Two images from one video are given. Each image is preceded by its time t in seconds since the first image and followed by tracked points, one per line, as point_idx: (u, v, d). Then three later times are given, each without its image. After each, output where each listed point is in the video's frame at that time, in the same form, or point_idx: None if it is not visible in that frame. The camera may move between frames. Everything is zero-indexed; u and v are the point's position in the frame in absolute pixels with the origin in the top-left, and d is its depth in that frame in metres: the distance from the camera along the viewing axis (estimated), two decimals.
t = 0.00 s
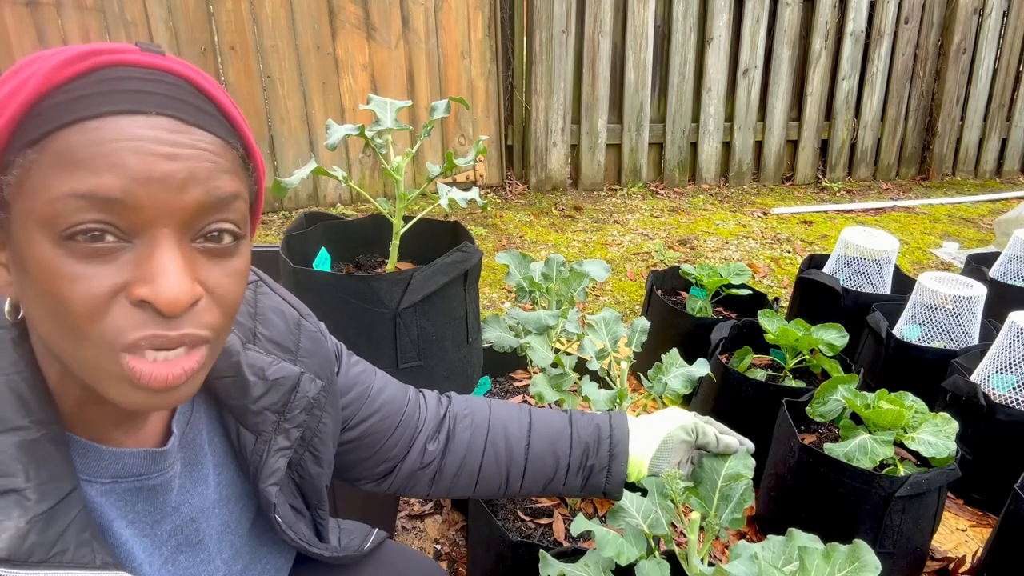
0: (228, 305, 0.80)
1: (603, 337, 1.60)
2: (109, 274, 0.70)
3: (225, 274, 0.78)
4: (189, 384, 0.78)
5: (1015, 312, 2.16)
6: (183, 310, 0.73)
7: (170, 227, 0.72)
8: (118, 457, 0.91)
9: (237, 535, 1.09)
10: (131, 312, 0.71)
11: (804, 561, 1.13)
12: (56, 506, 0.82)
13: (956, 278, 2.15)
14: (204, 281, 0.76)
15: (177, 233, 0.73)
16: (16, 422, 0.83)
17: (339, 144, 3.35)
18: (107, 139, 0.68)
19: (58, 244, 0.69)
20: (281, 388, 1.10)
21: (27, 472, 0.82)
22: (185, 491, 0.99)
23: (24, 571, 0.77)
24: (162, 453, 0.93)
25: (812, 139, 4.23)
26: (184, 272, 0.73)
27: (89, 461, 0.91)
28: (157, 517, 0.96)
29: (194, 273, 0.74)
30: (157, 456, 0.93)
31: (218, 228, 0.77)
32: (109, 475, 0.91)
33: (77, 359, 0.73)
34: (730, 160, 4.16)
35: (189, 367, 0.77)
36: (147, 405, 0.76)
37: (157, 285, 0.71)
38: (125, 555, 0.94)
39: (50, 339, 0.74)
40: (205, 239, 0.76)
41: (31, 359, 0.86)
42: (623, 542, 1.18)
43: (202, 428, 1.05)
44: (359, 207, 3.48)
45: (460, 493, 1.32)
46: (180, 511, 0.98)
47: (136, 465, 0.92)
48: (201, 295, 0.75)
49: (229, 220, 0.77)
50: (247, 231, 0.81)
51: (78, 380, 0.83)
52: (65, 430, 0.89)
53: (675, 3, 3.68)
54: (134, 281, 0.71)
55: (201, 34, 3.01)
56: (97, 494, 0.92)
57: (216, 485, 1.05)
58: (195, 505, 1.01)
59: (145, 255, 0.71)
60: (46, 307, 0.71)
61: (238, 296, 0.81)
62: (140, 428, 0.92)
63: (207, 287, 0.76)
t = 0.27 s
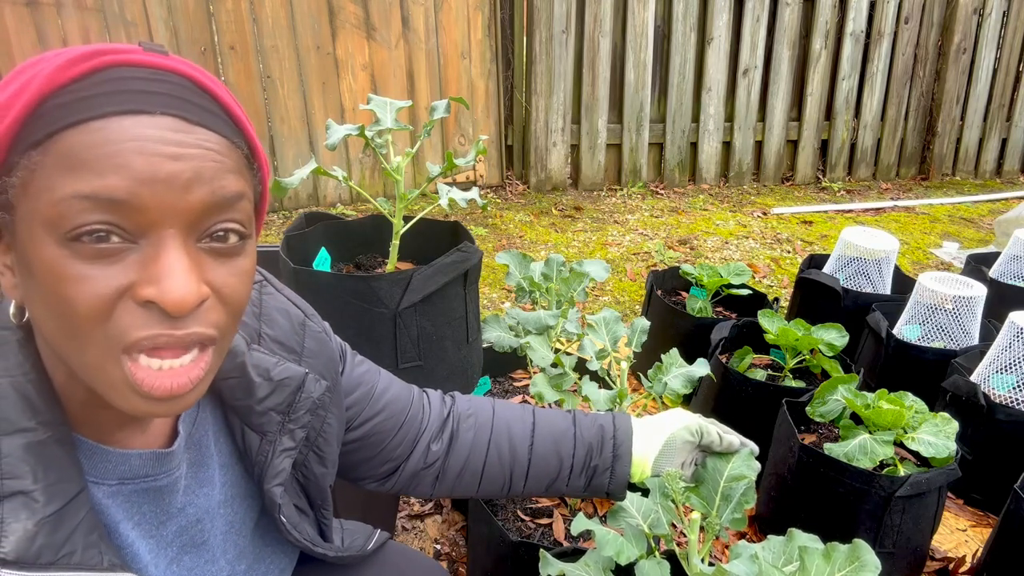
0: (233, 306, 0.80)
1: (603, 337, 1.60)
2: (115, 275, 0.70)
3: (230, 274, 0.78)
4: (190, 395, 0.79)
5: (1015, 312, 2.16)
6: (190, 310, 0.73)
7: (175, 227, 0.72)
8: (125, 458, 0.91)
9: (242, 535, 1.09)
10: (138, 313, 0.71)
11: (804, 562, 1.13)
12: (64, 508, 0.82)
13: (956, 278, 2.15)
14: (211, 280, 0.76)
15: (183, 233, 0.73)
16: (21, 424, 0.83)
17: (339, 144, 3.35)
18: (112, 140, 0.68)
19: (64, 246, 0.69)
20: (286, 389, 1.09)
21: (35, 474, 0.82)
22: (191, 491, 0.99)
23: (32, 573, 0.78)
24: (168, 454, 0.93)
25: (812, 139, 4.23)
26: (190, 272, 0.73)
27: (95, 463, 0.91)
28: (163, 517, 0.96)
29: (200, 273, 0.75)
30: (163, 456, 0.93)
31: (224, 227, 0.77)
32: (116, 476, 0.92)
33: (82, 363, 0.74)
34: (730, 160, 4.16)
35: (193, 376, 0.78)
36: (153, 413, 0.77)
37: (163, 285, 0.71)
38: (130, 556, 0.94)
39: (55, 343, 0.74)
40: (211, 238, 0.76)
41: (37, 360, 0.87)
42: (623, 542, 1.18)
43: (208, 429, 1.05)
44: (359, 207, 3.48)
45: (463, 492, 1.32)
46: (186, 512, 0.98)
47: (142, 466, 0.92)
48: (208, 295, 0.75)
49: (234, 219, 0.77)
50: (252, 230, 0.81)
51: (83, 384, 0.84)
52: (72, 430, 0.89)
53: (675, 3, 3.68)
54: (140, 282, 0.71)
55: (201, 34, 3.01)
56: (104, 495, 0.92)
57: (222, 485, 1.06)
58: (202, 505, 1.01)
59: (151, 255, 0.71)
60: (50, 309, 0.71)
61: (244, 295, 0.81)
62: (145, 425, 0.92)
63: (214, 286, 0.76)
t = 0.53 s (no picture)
0: (238, 313, 0.80)
1: (603, 337, 1.60)
2: (121, 282, 0.70)
3: (236, 282, 0.78)
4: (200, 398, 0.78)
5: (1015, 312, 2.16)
6: (196, 318, 0.72)
7: (183, 233, 0.72)
8: (129, 459, 0.91)
9: (245, 536, 1.09)
10: (143, 320, 0.71)
11: (804, 561, 1.13)
12: (67, 510, 0.82)
13: (956, 278, 2.15)
14: (218, 290, 0.75)
15: (189, 239, 0.73)
16: (25, 426, 0.83)
17: (339, 144, 3.35)
18: (120, 145, 0.68)
19: (70, 251, 0.69)
20: (290, 390, 1.09)
21: (38, 476, 0.81)
22: (195, 492, 0.99)
23: None
24: (172, 455, 0.93)
25: (812, 139, 4.23)
26: (197, 279, 0.73)
27: (99, 465, 0.91)
28: (168, 519, 0.96)
29: (206, 280, 0.74)
30: (167, 458, 0.92)
31: (230, 234, 0.77)
32: (119, 478, 0.91)
33: (89, 371, 0.74)
34: (730, 160, 4.16)
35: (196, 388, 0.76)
36: (158, 421, 0.76)
37: (169, 292, 0.70)
38: (134, 558, 0.94)
39: (60, 350, 0.75)
40: (218, 245, 0.76)
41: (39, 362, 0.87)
42: (624, 541, 1.18)
43: (213, 430, 1.05)
44: (359, 207, 3.48)
45: (466, 492, 1.32)
46: (191, 513, 0.98)
47: (146, 467, 0.92)
48: (213, 304, 0.74)
49: (241, 225, 0.77)
50: (260, 235, 0.81)
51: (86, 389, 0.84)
52: (75, 432, 0.89)
53: (675, 3, 3.68)
54: (146, 289, 0.70)
55: (201, 34, 3.01)
56: (108, 497, 0.92)
57: (226, 486, 1.05)
58: (206, 506, 1.01)
59: (157, 262, 0.71)
60: (56, 315, 0.71)
61: (249, 302, 0.81)
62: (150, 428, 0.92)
63: (220, 295, 0.76)
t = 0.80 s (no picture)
0: (236, 325, 0.80)
1: (603, 337, 1.60)
2: (118, 298, 0.70)
3: (236, 295, 0.78)
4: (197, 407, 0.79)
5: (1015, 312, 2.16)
6: (193, 335, 0.73)
7: (181, 251, 0.72)
8: (125, 464, 0.91)
9: (243, 540, 1.08)
10: (140, 336, 0.71)
11: (804, 561, 1.13)
12: (64, 517, 0.83)
13: (956, 278, 2.15)
14: (215, 304, 0.76)
15: (188, 256, 0.73)
16: (22, 433, 0.83)
17: (339, 144, 3.35)
18: (118, 163, 0.68)
19: (66, 267, 0.68)
20: (289, 393, 1.10)
21: (34, 483, 0.81)
22: (191, 497, 0.99)
23: None
24: (169, 460, 0.93)
25: (812, 139, 4.23)
26: (194, 297, 0.73)
27: (96, 469, 0.91)
28: (165, 523, 0.96)
29: (203, 296, 0.75)
30: (164, 462, 0.93)
31: (229, 249, 0.77)
32: (116, 483, 0.92)
33: (86, 382, 0.74)
34: (730, 160, 4.16)
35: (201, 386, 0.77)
36: (159, 424, 0.76)
37: (166, 310, 0.71)
38: (131, 563, 0.93)
39: (57, 361, 0.75)
40: (217, 260, 0.76)
41: (36, 368, 0.86)
42: (623, 541, 1.18)
43: (210, 434, 1.05)
44: (359, 207, 3.48)
45: (466, 494, 1.32)
46: (188, 517, 0.98)
47: (143, 472, 0.92)
48: (211, 320, 0.75)
49: (240, 241, 0.77)
50: (258, 249, 0.81)
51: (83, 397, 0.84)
52: (71, 438, 0.89)
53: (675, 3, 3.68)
54: (143, 305, 0.71)
55: (201, 34, 3.01)
56: (104, 503, 0.92)
57: (223, 491, 1.05)
58: (202, 511, 1.01)
59: (155, 279, 0.71)
60: (53, 328, 0.71)
61: (247, 314, 0.81)
62: (148, 435, 0.93)
63: (218, 309, 0.76)
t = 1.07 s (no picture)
0: (230, 329, 0.81)
1: (603, 337, 1.60)
2: (109, 302, 0.70)
3: (229, 298, 0.79)
4: (186, 410, 0.79)
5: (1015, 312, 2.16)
6: (185, 341, 0.73)
7: (174, 256, 0.72)
8: (118, 468, 0.91)
9: (239, 542, 1.09)
10: (131, 340, 0.72)
11: (805, 561, 1.13)
12: (55, 523, 0.82)
13: (956, 278, 2.15)
14: (207, 307, 0.76)
15: (180, 261, 0.73)
16: (14, 437, 0.83)
17: (339, 144, 3.35)
18: (110, 167, 0.68)
19: (57, 271, 0.68)
20: (285, 396, 1.09)
21: (26, 488, 0.81)
22: (186, 500, 0.99)
23: None
24: (162, 463, 0.93)
25: (812, 139, 4.23)
26: (187, 301, 0.73)
27: (89, 474, 0.91)
28: (159, 527, 0.96)
29: (197, 300, 0.75)
30: (157, 466, 0.92)
31: (223, 253, 0.77)
32: (109, 487, 0.92)
33: (74, 386, 0.74)
34: (730, 160, 4.16)
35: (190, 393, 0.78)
36: (146, 432, 0.77)
37: (158, 316, 0.71)
38: (125, 566, 0.94)
39: (49, 366, 0.75)
40: (210, 264, 0.76)
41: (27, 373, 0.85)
42: (624, 540, 1.18)
43: (206, 437, 1.05)
44: (359, 207, 3.48)
45: (465, 495, 1.31)
46: (182, 520, 0.98)
47: (136, 476, 0.92)
48: (203, 325, 0.75)
49: (233, 245, 0.77)
50: (252, 253, 0.81)
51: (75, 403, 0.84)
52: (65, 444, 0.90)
53: (675, 3, 3.68)
54: (135, 310, 0.71)
55: (201, 34, 3.01)
56: (97, 507, 0.92)
57: (219, 493, 1.05)
58: (197, 514, 1.01)
59: (147, 284, 0.71)
60: (44, 332, 0.71)
61: (242, 317, 0.82)
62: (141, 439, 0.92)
63: (211, 312, 0.77)
